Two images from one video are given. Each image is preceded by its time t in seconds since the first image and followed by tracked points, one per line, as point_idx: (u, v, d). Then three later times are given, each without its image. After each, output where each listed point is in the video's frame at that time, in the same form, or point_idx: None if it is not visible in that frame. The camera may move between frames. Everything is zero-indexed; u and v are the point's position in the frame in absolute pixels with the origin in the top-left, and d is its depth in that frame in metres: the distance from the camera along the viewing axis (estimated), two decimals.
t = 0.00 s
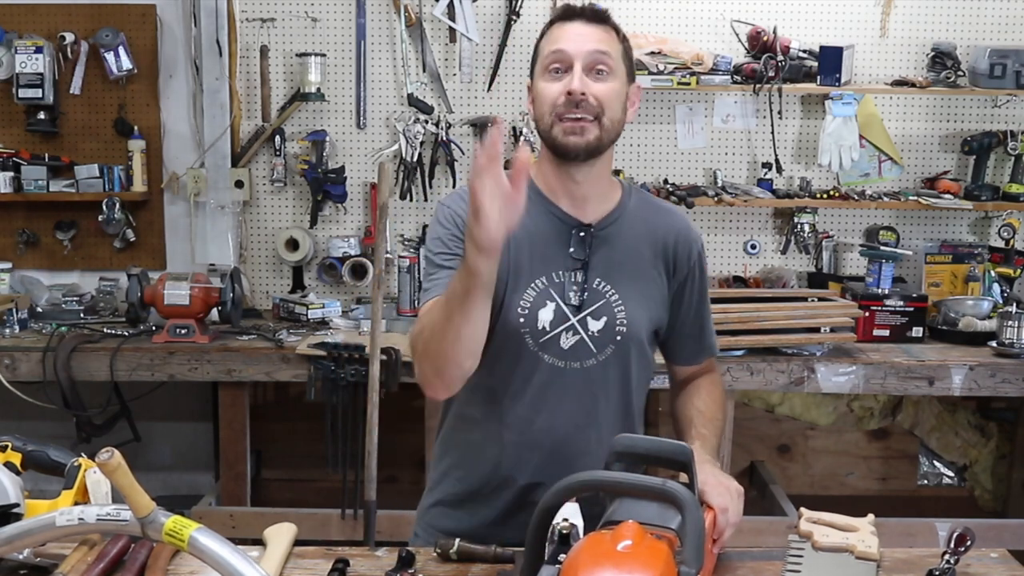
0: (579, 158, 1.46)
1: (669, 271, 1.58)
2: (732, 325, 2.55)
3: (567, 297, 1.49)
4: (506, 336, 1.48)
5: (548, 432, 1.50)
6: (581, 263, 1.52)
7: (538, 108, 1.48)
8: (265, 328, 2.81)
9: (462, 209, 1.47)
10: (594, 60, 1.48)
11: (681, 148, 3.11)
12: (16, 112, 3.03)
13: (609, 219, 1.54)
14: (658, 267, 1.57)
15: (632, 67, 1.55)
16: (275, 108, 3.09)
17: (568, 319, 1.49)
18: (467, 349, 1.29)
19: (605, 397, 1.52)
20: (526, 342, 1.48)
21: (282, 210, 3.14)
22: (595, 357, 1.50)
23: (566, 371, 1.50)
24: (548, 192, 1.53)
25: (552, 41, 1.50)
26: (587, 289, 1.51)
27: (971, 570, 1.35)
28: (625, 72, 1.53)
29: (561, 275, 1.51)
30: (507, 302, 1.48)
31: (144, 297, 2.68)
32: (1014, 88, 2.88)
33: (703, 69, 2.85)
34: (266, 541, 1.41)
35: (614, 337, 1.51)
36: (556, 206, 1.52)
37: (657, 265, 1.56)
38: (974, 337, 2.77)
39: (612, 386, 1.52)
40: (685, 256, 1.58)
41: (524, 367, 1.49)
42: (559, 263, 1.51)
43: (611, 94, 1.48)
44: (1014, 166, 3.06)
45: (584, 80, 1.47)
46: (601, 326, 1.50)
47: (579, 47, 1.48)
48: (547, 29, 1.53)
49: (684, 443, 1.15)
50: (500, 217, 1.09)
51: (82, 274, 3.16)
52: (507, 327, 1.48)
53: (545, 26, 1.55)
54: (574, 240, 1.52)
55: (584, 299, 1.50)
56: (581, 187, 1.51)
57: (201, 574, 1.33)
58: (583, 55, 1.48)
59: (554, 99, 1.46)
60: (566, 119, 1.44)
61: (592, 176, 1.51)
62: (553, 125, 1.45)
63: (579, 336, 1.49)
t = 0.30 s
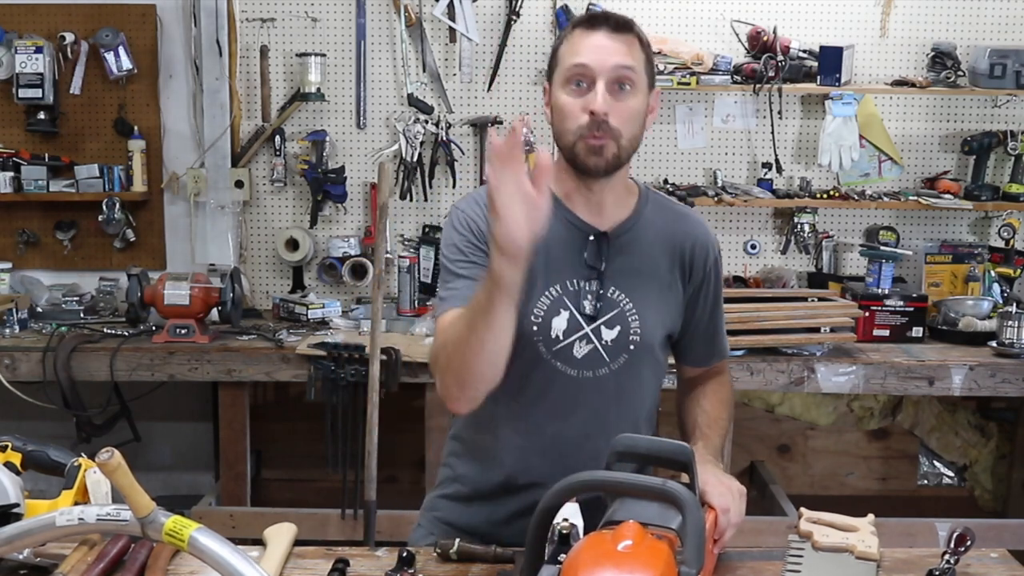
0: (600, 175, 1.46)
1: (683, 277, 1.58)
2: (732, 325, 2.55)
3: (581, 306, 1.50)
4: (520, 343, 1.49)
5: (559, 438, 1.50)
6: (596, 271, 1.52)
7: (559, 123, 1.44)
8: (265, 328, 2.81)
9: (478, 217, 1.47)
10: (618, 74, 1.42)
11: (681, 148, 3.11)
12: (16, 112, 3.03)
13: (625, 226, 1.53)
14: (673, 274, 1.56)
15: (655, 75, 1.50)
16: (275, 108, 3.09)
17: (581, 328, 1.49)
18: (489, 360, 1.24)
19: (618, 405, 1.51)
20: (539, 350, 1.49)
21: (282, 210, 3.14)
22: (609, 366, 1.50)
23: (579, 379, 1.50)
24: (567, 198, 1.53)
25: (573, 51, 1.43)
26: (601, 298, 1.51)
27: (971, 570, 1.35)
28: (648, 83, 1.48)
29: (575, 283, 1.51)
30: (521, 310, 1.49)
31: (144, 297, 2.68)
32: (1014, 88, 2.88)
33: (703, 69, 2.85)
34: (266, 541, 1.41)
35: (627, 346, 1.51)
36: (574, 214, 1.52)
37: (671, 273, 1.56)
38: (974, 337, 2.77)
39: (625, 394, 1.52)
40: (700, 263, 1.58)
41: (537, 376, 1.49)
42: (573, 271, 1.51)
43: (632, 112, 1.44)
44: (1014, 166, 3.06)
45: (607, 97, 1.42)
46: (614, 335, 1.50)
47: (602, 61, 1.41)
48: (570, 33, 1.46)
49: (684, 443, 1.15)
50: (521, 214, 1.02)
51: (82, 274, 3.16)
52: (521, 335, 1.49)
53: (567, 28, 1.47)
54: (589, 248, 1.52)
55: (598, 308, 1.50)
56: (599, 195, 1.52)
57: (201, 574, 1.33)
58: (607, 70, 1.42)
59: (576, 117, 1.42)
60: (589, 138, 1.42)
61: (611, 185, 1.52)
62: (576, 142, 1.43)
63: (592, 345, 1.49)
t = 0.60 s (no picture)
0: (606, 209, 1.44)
1: (688, 284, 1.57)
2: (732, 325, 2.55)
3: (592, 320, 1.48)
4: (529, 355, 1.49)
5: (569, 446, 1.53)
6: (606, 284, 1.50)
7: (568, 151, 1.42)
8: (265, 328, 2.81)
9: (484, 225, 1.47)
10: (633, 112, 1.37)
11: (681, 148, 3.11)
12: (16, 112, 3.03)
13: (634, 237, 1.51)
14: (679, 283, 1.55)
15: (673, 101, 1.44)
16: (275, 108, 3.09)
17: (592, 342, 1.48)
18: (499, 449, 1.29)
19: (627, 415, 1.53)
20: (549, 363, 1.49)
21: (282, 210, 3.14)
22: (618, 379, 1.51)
23: (588, 391, 1.51)
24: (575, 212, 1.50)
25: (587, 81, 1.37)
26: (612, 311, 1.49)
27: (972, 570, 1.35)
28: (664, 112, 1.42)
29: (586, 296, 1.49)
30: (530, 322, 1.48)
31: (144, 297, 2.68)
32: (1014, 88, 2.88)
33: (703, 70, 2.85)
34: (266, 541, 1.41)
35: (636, 358, 1.51)
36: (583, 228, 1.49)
37: (678, 281, 1.55)
38: (974, 337, 2.77)
39: (633, 403, 1.54)
40: (705, 269, 1.56)
41: (547, 387, 1.51)
42: (583, 285, 1.49)
43: (644, 150, 1.40)
44: (1014, 166, 3.06)
45: (620, 136, 1.38)
46: (624, 348, 1.50)
47: (619, 100, 1.36)
48: (587, 58, 1.37)
49: (685, 444, 1.15)
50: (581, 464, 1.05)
51: (82, 274, 3.16)
52: (531, 347, 1.49)
53: (585, 50, 1.38)
54: (599, 260, 1.49)
55: (609, 321, 1.49)
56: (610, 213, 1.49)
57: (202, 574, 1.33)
58: (623, 108, 1.37)
59: (585, 152, 1.40)
60: (597, 176, 1.40)
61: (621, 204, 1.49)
62: (583, 177, 1.41)
63: (603, 359, 1.50)
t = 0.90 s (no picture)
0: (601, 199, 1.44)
1: (683, 284, 1.57)
2: (732, 325, 2.55)
3: (588, 319, 1.48)
4: (525, 355, 1.49)
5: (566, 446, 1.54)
6: (602, 283, 1.50)
7: (564, 140, 1.42)
8: (265, 328, 2.81)
9: (476, 223, 1.47)
10: (630, 101, 1.38)
11: (681, 148, 3.11)
12: (16, 112, 3.03)
13: (629, 237, 1.51)
14: (674, 282, 1.55)
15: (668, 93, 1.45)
16: (275, 108, 3.09)
17: (588, 341, 1.48)
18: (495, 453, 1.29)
19: (622, 414, 1.54)
20: (545, 362, 1.49)
21: (282, 210, 3.14)
22: (613, 377, 1.52)
23: (584, 390, 1.51)
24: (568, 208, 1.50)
25: (585, 69, 1.37)
26: (608, 309, 1.49)
27: (972, 570, 1.35)
28: (660, 103, 1.43)
29: (581, 295, 1.49)
30: (527, 320, 1.48)
31: (144, 297, 2.68)
32: (1014, 88, 2.88)
33: (703, 70, 2.85)
34: (266, 541, 1.41)
35: (632, 357, 1.52)
36: (577, 225, 1.49)
37: (673, 280, 1.55)
38: (974, 337, 2.77)
39: (628, 401, 1.54)
40: (700, 269, 1.56)
41: (542, 385, 1.51)
42: (579, 283, 1.49)
43: (641, 139, 1.41)
44: (1014, 166, 3.06)
45: (616, 124, 1.38)
46: (619, 347, 1.51)
47: (616, 88, 1.36)
48: (584, 46, 1.38)
49: (684, 444, 1.15)
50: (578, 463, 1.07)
51: (82, 274, 3.16)
52: (528, 346, 1.49)
53: (582, 39, 1.39)
54: (594, 259, 1.49)
55: (605, 320, 1.49)
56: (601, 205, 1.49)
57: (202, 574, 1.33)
58: (620, 97, 1.37)
59: (582, 140, 1.40)
60: (592, 163, 1.40)
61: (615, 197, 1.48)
62: (579, 164, 1.41)
63: (598, 357, 1.50)
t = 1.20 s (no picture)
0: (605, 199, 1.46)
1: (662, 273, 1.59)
2: (731, 325, 2.56)
3: (578, 307, 1.48)
4: (518, 349, 1.48)
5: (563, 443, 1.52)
6: (588, 271, 1.50)
7: (574, 146, 1.40)
8: (265, 328, 2.81)
9: (462, 220, 1.46)
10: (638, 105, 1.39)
11: (681, 148, 3.11)
12: (16, 112, 3.03)
13: (609, 226, 1.53)
14: (654, 270, 1.57)
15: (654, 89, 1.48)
16: (275, 108, 3.09)
17: (580, 329, 1.48)
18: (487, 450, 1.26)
19: (616, 404, 1.53)
20: (539, 354, 1.48)
21: (282, 210, 3.14)
22: (607, 365, 1.51)
23: (579, 381, 1.50)
24: (550, 200, 1.50)
25: (597, 76, 1.36)
26: (596, 297, 1.50)
27: (972, 570, 1.35)
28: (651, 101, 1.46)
29: (571, 285, 1.49)
30: (518, 313, 1.47)
31: (144, 297, 2.68)
32: (1014, 88, 2.88)
33: (703, 69, 2.85)
34: (266, 541, 1.41)
35: (623, 344, 1.52)
36: (561, 218, 1.50)
37: (653, 268, 1.57)
38: (974, 337, 2.77)
39: (622, 391, 1.54)
40: (675, 257, 1.60)
41: (535, 379, 1.49)
42: (567, 273, 1.49)
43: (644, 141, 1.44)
44: (1014, 166, 3.06)
45: (626, 128, 1.39)
46: (611, 334, 1.51)
47: (629, 95, 1.37)
48: (593, 50, 1.36)
49: (679, 443, 1.15)
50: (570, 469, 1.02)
51: (82, 274, 3.16)
52: (521, 339, 1.47)
53: (587, 42, 1.36)
54: (580, 249, 1.50)
55: (595, 308, 1.49)
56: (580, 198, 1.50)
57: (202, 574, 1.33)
58: (632, 103, 1.38)
59: (595, 146, 1.39)
60: (604, 169, 1.41)
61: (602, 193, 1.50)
62: (589, 169, 1.41)
63: (591, 346, 1.49)
